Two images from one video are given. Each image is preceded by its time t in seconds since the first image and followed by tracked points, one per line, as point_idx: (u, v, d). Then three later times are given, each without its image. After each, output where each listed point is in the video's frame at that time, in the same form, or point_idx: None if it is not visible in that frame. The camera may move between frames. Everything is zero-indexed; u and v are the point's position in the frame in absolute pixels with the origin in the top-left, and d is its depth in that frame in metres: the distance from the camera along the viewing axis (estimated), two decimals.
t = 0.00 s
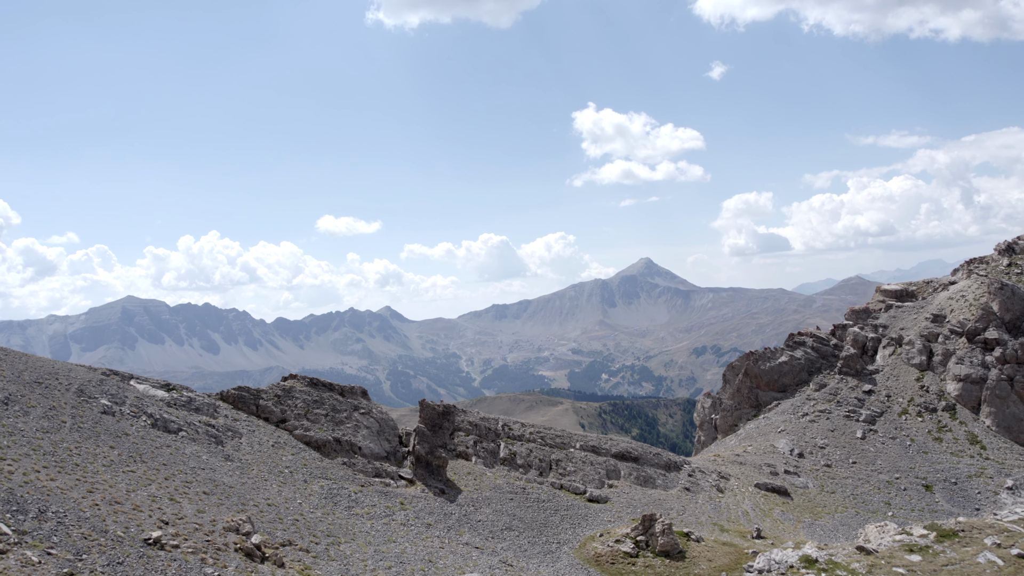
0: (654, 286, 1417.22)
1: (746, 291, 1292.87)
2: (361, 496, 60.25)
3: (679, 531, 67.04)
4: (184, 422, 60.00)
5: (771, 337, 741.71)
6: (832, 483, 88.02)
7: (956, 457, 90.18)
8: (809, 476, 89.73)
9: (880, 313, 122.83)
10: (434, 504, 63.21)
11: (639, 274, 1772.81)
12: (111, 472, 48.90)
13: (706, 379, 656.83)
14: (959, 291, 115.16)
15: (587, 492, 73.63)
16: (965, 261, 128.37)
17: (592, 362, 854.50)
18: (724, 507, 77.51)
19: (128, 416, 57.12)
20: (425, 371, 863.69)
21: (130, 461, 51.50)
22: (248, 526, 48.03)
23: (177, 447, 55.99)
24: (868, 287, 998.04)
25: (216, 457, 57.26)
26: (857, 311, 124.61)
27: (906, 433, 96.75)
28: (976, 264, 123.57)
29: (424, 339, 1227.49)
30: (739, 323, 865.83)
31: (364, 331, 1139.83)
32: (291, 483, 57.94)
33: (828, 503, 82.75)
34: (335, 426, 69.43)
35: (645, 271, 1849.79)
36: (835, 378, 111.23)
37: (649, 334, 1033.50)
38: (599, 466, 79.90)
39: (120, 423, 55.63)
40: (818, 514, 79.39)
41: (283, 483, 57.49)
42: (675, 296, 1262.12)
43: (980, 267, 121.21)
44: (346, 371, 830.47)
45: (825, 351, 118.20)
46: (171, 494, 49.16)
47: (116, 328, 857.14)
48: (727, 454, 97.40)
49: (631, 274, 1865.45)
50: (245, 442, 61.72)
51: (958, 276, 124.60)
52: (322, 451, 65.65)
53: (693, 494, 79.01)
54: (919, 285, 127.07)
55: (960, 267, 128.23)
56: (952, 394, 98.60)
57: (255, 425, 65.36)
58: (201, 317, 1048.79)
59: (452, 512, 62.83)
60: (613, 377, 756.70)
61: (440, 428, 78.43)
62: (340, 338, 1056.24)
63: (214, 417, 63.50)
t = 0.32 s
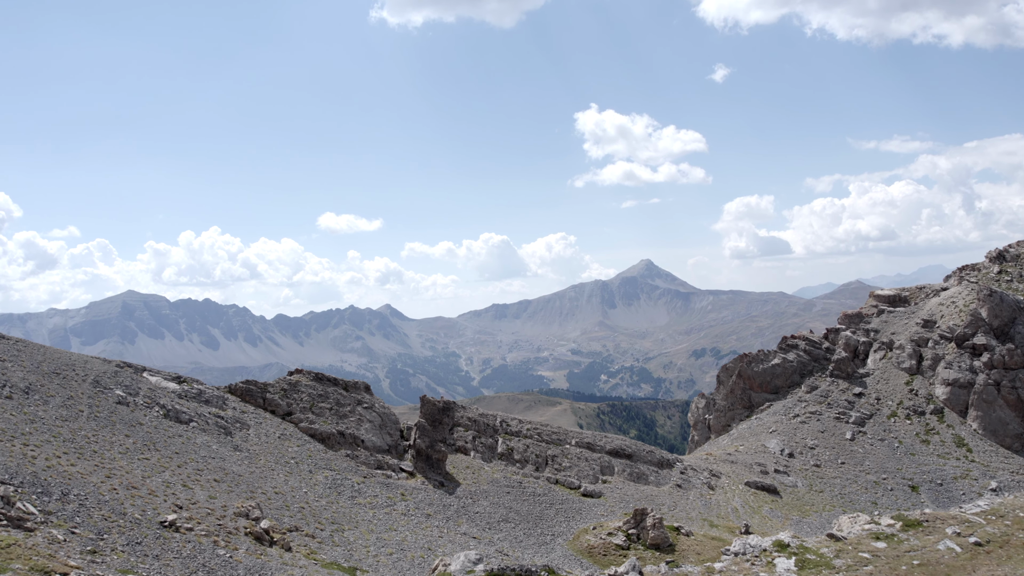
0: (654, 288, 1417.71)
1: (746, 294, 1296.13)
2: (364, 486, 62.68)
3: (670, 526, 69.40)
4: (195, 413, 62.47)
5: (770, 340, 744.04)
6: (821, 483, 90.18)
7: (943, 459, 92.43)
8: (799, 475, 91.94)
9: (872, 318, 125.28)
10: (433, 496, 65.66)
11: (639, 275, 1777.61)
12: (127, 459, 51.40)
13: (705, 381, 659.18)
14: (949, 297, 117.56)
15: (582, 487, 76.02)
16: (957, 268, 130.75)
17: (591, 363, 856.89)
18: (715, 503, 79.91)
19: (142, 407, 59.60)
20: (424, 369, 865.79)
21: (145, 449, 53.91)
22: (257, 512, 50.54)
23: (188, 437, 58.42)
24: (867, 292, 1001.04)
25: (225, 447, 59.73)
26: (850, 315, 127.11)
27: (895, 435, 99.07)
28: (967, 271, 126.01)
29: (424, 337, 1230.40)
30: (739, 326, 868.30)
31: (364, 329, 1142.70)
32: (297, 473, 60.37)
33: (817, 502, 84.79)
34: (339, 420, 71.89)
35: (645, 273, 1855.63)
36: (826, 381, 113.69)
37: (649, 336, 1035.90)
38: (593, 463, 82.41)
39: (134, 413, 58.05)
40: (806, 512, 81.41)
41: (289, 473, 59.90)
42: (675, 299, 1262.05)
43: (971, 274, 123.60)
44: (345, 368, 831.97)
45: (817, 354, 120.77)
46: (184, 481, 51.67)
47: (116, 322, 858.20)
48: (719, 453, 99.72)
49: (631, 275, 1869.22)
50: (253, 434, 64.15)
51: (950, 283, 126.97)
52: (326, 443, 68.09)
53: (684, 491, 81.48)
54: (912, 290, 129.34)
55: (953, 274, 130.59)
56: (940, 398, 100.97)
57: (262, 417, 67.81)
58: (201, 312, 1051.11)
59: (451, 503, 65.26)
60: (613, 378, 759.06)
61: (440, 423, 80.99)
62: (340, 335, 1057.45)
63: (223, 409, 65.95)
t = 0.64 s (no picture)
0: (654, 290, 1419.61)
1: (746, 297, 1299.57)
2: (367, 477, 65.34)
3: (661, 520, 71.97)
4: (206, 405, 65.18)
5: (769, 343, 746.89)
6: (810, 482, 92.55)
7: (929, 461, 94.80)
8: (788, 474, 94.38)
9: (864, 322, 127.97)
10: (434, 487, 68.32)
11: (639, 277, 1781.86)
12: (143, 446, 54.02)
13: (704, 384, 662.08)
14: (940, 303, 120.13)
15: (577, 482, 78.71)
16: (949, 275, 133.38)
17: (590, 364, 859.73)
18: (705, 499, 82.48)
19: (156, 398, 62.28)
20: (424, 368, 868.28)
21: (159, 437, 56.57)
22: (267, 498, 53.23)
23: (200, 427, 61.12)
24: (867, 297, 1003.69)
25: (235, 437, 62.41)
26: (843, 319, 129.81)
27: (883, 437, 101.54)
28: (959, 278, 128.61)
29: (424, 336, 1233.58)
30: (738, 329, 870.95)
31: (364, 326, 1145.45)
32: (303, 463, 63.06)
33: (805, 500, 87.09)
34: (344, 414, 74.62)
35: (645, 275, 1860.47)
36: (818, 383, 116.30)
37: (649, 337, 1038.59)
38: (588, 459, 85.13)
39: (148, 404, 60.66)
40: (794, 509, 83.64)
41: (296, 463, 62.55)
42: (675, 301, 1263.58)
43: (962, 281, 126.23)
44: (345, 366, 833.56)
45: (809, 357, 123.60)
46: (197, 468, 54.31)
47: (116, 316, 859.00)
48: (711, 452, 102.42)
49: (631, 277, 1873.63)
50: (261, 425, 66.84)
51: (941, 289, 129.60)
52: (331, 436, 70.69)
53: (676, 487, 84.12)
54: (905, 296, 131.92)
55: (945, 280, 133.27)
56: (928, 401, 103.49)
57: (270, 410, 70.55)
58: (201, 308, 1052.64)
59: (450, 495, 67.91)
60: (612, 379, 761.52)
61: (441, 419, 83.74)
62: (340, 333, 1059.13)
63: (233, 401, 68.60)
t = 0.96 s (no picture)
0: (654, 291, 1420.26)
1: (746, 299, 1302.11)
2: (370, 469, 67.84)
3: (652, 515, 74.34)
4: (216, 397, 67.80)
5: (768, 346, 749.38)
6: (799, 481, 94.85)
7: (916, 463, 97.03)
8: (778, 473, 96.73)
9: (856, 326, 130.59)
10: (433, 480, 70.87)
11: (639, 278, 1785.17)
12: (158, 435, 56.58)
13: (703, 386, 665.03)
14: (930, 308, 122.66)
15: (572, 477, 81.23)
16: (941, 281, 135.85)
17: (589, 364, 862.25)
18: (697, 496, 84.84)
19: (168, 390, 64.94)
20: (423, 366, 871.00)
21: (172, 428, 59.11)
22: (275, 487, 55.90)
23: (211, 418, 63.73)
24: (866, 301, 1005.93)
25: (244, 429, 64.96)
26: (836, 323, 132.48)
27: (872, 439, 103.96)
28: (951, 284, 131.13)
29: (424, 334, 1236.78)
30: (737, 331, 873.57)
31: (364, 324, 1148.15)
32: (309, 455, 65.57)
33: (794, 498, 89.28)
34: (348, 408, 77.25)
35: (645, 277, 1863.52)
36: (809, 385, 118.78)
37: (648, 338, 1040.86)
38: (584, 455, 87.77)
39: (161, 396, 63.25)
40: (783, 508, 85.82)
41: (302, 454, 65.10)
42: (675, 302, 1264.59)
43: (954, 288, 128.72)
44: (344, 363, 834.76)
45: (802, 359, 126.38)
46: (209, 457, 56.89)
47: (117, 310, 861.19)
48: (704, 451, 105.02)
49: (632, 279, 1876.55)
50: (269, 417, 69.49)
51: (933, 295, 132.11)
52: (335, 429, 73.29)
53: (668, 484, 86.72)
54: (897, 301, 134.47)
55: (937, 287, 135.73)
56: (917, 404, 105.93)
57: (277, 403, 73.12)
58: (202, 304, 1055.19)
59: (449, 488, 70.42)
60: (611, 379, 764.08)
61: (441, 414, 86.50)
62: (339, 330, 1061.01)
63: (241, 394, 71.25)
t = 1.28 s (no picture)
0: (654, 292, 1420.82)
1: (746, 302, 1305.30)
2: (373, 462, 70.51)
3: (644, 511, 76.69)
4: (225, 390, 70.55)
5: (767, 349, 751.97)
6: (788, 480, 97.16)
7: (904, 464, 99.14)
8: (768, 472, 99.16)
9: (849, 330, 133.58)
10: (433, 473, 73.39)
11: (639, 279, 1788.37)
12: (170, 427, 59.14)
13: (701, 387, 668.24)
14: (921, 314, 125.15)
15: (567, 473, 83.79)
16: (933, 287, 138.39)
17: (588, 365, 864.76)
18: (688, 493, 87.25)
19: (180, 382, 67.70)
20: (422, 364, 873.73)
21: (183, 419, 61.65)
22: (283, 476, 58.64)
23: (220, 411, 66.42)
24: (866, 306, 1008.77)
25: (252, 421, 67.66)
26: (829, 327, 135.62)
27: (861, 440, 106.31)
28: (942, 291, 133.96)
29: (424, 332, 1239.18)
30: (737, 334, 876.38)
31: (364, 321, 1150.81)
32: (314, 447, 68.24)
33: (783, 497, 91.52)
34: (352, 403, 80.12)
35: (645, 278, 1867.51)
36: (801, 387, 121.54)
37: (648, 339, 1043.37)
38: (579, 452, 90.61)
39: (174, 388, 65.98)
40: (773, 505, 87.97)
41: (307, 446, 67.81)
42: (675, 304, 1266.09)
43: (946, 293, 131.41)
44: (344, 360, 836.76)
45: (794, 362, 129.45)
46: (220, 447, 59.53)
47: (117, 304, 862.18)
48: (696, 450, 107.81)
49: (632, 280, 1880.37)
50: (276, 410, 72.20)
51: (925, 300, 134.79)
52: (339, 423, 76.00)
53: (661, 481, 89.28)
54: (890, 306, 137.32)
55: (929, 292, 138.36)
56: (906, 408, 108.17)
57: (283, 397, 75.86)
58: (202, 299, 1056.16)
59: (448, 481, 72.85)
60: (610, 380, 767.19)
61: (442, 411, 89.43)
62: (339, 328, 1063.93)
63: (249, 388, 74.06)
